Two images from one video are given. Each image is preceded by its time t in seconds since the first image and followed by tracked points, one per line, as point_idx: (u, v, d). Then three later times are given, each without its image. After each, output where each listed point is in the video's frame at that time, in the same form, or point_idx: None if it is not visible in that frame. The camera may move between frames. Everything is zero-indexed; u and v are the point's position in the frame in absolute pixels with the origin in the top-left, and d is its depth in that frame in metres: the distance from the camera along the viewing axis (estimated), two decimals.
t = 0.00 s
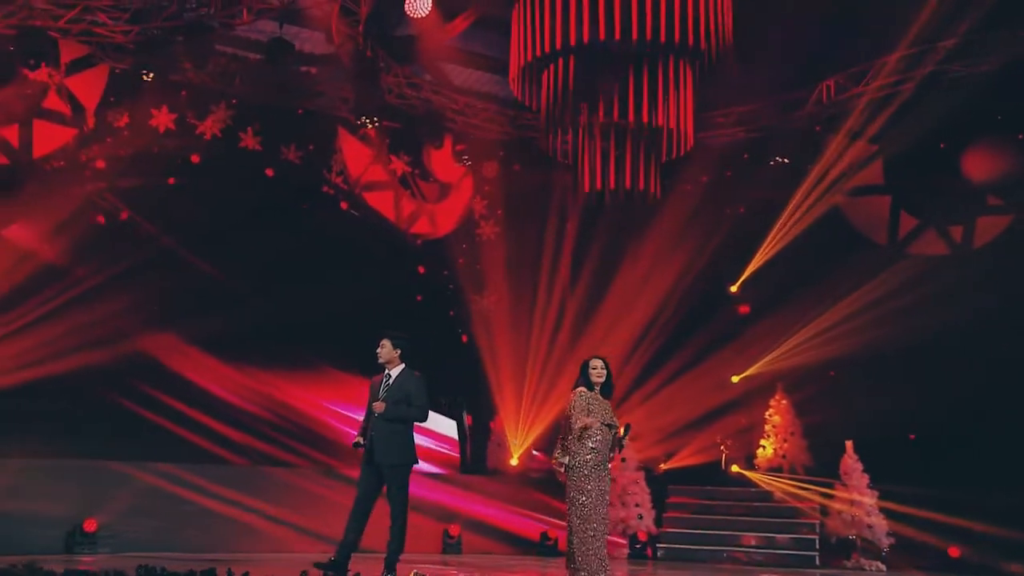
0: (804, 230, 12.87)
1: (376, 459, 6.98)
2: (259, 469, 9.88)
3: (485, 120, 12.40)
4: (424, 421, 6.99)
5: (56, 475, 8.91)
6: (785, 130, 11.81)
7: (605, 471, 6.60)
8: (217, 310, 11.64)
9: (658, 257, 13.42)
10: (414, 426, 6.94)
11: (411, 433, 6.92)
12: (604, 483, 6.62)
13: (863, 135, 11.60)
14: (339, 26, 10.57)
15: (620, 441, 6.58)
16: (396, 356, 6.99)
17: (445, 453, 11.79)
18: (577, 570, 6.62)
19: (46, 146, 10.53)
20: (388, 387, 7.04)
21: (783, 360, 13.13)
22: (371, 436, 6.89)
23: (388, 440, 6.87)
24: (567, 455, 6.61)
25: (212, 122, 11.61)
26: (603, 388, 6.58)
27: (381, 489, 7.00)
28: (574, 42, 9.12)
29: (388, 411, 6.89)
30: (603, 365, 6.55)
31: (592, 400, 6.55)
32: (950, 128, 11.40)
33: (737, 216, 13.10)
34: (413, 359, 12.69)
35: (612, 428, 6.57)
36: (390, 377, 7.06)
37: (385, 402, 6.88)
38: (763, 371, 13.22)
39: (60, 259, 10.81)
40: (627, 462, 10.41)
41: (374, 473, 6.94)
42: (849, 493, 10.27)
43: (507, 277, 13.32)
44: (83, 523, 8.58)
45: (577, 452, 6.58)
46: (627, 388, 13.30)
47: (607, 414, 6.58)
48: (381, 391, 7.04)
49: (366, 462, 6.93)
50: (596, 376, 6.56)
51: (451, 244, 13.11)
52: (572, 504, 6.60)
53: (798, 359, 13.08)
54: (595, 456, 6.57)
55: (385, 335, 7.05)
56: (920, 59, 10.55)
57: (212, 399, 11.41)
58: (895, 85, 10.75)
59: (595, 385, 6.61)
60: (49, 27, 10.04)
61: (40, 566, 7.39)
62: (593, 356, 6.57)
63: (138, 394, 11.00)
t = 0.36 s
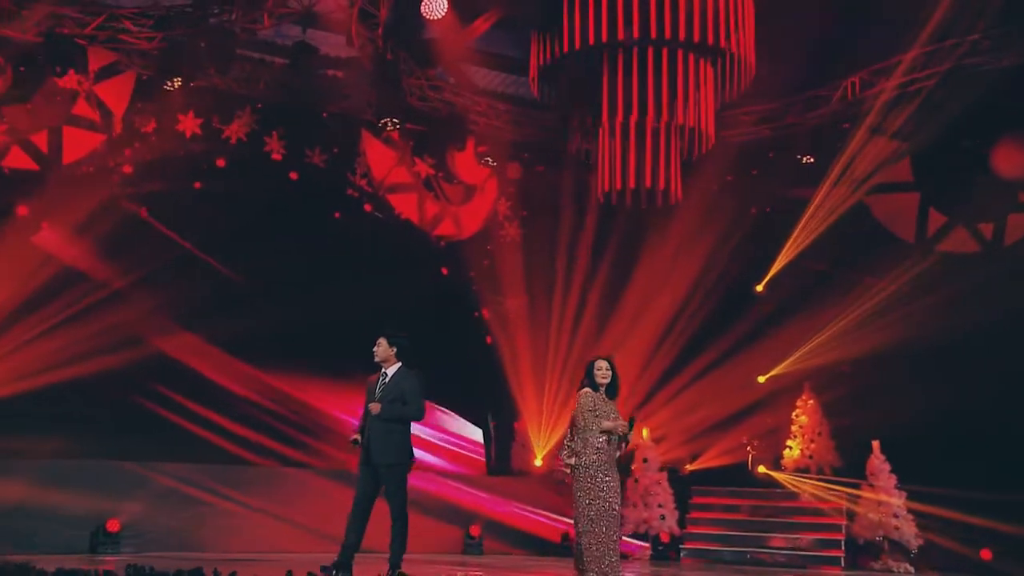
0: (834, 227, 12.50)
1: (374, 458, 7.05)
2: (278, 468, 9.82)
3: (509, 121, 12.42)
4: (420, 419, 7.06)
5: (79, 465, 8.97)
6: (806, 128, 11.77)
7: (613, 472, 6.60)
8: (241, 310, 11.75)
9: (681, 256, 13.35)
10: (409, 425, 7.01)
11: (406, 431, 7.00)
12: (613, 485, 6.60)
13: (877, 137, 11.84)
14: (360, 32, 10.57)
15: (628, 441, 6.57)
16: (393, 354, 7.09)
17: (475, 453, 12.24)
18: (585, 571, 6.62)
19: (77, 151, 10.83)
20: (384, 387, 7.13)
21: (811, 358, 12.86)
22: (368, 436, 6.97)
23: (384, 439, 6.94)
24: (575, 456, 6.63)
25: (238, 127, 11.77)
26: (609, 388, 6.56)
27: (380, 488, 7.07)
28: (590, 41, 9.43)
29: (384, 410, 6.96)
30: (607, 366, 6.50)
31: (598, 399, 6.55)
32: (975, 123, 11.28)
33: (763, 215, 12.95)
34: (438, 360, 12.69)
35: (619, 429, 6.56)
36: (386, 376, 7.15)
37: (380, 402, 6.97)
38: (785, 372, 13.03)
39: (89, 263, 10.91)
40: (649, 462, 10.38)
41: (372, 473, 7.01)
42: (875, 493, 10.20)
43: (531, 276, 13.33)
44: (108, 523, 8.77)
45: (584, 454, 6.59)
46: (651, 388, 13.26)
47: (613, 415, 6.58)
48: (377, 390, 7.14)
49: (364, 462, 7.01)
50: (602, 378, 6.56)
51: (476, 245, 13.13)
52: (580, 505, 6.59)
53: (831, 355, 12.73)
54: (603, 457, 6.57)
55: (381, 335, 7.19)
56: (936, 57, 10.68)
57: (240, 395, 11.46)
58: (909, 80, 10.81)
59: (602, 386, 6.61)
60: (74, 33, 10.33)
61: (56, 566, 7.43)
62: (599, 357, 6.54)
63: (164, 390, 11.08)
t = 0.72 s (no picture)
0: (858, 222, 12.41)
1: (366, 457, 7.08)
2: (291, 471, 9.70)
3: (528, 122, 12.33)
4: (412, 418, 7.05)
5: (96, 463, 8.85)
6: (831, 124, 11.46)
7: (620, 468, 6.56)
8: (266, 314, 11.95)
9: (706, 255, 13.20)
10: (401, 424, 7.01)
11: (398, 431, 7.00)
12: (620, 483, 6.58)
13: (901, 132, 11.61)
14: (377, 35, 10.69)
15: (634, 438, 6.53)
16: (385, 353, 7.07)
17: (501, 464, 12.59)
18: (592, 570, 6.58)
19: (105, 158, 11.06)
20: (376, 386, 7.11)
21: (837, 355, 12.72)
22: (359, 435, 6.97)
23: (374, 438, 6.95)
24: (581, 453, 6.57)
25: (262, 131, 11.92)
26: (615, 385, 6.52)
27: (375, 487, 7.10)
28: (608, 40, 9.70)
29: (375, 410, 6.96)
30: (613, 362, 6.47)
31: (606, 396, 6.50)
32: (1002, 116, 11.18)
33: (787, 213, 12.72)
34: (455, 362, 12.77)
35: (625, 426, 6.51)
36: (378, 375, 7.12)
37: (371, 402, 6.97)
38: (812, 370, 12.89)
39: (116, 269, 11.13)
40: (670, 461, 10.33)
41: (365, 472, 7.04)
42: (902, 492, 10.00)
43: (555, 277, 13.29)
44: (130, 523, 8.87)
45: (591, 451, 6.54)
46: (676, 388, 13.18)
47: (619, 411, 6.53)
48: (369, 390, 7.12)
49: (356, 461, 7.03)
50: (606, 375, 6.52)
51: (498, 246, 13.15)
52: (587, 503, 6.56)
53: (856, 352, 12.65)
54: (609, 454, 6.52)
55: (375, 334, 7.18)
56: (967, 48, 10.23)
57: (265, 405, 11.80)
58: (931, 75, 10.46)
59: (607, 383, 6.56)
60: (101, 42, 10.39)
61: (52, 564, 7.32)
62: (603, 354, 6.49)
63: (193, 397, 11.34)
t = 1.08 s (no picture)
0: (885, 219, 12.23)
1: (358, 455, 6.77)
2: (309, 470, 9.52)
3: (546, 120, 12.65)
4: (403, 415, 6.71)
5: (113, 464, 8.78)
6: (859, 118, 11.22)
7: (624, 466, 6.56)
8: (288, 317, 12.12)
9: (728, 253, 13.11)
10: (392, 422, 6.68)
11: (389, 429, 6.67)
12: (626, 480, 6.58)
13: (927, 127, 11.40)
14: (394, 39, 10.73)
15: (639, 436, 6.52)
16: (375, 350, 6.74)
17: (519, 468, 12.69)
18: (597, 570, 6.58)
19: (130, 163, 11.17)
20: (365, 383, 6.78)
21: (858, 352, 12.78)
22: (348, 433, 6.66)
23: (364, 435, 6.64)
24: (585, 452, 6.56)
25: (285, 136, 11.93)
26: (620, 383, 6.51)
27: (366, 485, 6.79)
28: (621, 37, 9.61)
29: (364, 407, 6.64)
30: (618, 360, 6.46)
31: (611, 394, 6.49)
32: None
33: (810, 208, 12.43)
34: (469, 360, 12.87)
35: (629, 424, 6.49)
36: (369, 372, 6.80)
37: (360, 399, 6.64)
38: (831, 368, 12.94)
39: (141, 273, 11.35)
40: (689, 459, 10.34)
41: (355, 471, 6.74)
42: (925, 489, 9.95)
43: (576, 277, 13.28)
44: (154, 521, 8.68)
45: (595, 450, 6.53)
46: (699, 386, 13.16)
47: (622, 409, 6.50)
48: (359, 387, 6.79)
49: (345, 461, 6.72)
50: (610, 373, 6.50)
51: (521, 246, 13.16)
52: (592, 503, 6.56)
53: (875, 348, 12.68)
54: (614, 453, 6.51)
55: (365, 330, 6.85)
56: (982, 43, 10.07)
57: (289, 407, 11.97)
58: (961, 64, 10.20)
59: (612, 381, 6.55)
60: (123, 49, 10.71)
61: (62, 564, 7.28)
62: (609, 351, 6.49)
63: (216, 399, 11.59)
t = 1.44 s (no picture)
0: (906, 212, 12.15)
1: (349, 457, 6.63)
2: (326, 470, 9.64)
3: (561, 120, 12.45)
4: (395, 415, 6.58)
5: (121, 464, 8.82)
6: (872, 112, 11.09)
7: (627, 466, 6.53)
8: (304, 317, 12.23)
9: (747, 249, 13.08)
10: (383, 421, 6.55)
11: (381, 428, 6.54)
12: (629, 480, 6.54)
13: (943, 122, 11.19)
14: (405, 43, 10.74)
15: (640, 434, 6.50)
16: (365, 350, 6.64)
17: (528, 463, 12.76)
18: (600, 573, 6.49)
19: (155, 169, 11.39)
20: (357, 383, 6.68)
21: (877, 345, 12.81)
22: (339, 433, 6.52)
23: (354, 435, 6.50)
24: (588, 451, 6.57)
25: (305, 139, 12.13)
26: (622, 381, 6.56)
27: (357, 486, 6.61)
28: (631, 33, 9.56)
29: (355, 407, 6.50)
30: (621, 357, 6.51)
31: (611, 391, 6.55)
32: None
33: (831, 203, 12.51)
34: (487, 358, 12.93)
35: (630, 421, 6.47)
36: (361, 372, 6.71)
37: (351, 398, 6.52)
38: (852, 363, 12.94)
39: (159, 275, 11.51)
40: (706, 455, 10.33)
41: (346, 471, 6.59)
42: (945, 484, 9.82)
43: (593, 274, 13.33)
44: (173, 521, 8.87)
45: (597, 448, 6.54)
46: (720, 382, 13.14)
47: (623, 407, 6.52)
48: (351, 387, 6.68)
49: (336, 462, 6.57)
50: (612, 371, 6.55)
51: (539, 244, 13.20)
52: (595, 503, 6.51)
53: (894, 340, 12.77)
54: (616, 451, 6.51)
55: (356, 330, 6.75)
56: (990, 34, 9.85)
57: (310, 407, 12.13)
58: (964, 61, 10.00)
59: (613, 380, 6.60)
60: (144, 58, 10.83)
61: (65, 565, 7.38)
62: (612, 349, 6.56)
63: (234, 400, 11.76)
